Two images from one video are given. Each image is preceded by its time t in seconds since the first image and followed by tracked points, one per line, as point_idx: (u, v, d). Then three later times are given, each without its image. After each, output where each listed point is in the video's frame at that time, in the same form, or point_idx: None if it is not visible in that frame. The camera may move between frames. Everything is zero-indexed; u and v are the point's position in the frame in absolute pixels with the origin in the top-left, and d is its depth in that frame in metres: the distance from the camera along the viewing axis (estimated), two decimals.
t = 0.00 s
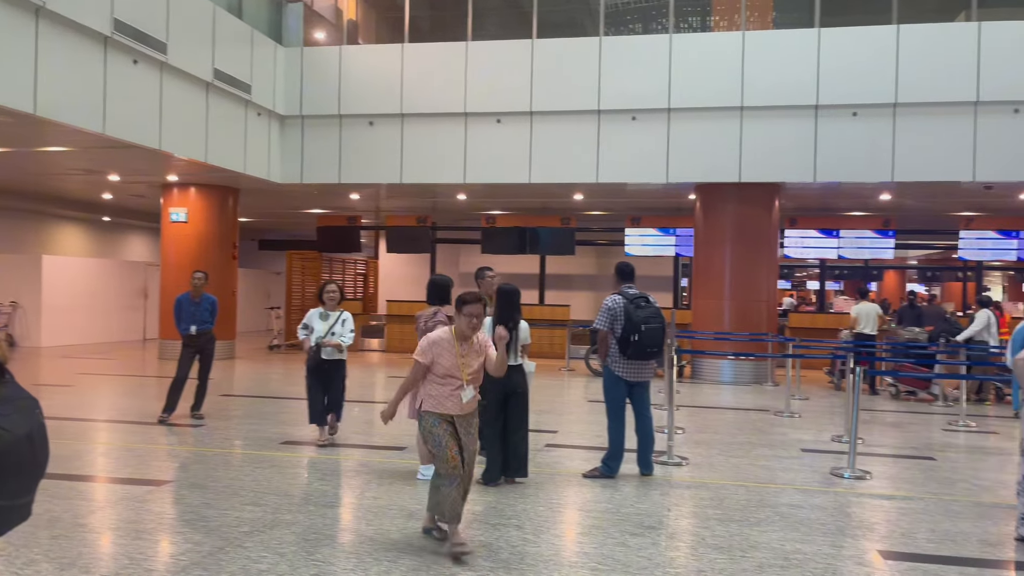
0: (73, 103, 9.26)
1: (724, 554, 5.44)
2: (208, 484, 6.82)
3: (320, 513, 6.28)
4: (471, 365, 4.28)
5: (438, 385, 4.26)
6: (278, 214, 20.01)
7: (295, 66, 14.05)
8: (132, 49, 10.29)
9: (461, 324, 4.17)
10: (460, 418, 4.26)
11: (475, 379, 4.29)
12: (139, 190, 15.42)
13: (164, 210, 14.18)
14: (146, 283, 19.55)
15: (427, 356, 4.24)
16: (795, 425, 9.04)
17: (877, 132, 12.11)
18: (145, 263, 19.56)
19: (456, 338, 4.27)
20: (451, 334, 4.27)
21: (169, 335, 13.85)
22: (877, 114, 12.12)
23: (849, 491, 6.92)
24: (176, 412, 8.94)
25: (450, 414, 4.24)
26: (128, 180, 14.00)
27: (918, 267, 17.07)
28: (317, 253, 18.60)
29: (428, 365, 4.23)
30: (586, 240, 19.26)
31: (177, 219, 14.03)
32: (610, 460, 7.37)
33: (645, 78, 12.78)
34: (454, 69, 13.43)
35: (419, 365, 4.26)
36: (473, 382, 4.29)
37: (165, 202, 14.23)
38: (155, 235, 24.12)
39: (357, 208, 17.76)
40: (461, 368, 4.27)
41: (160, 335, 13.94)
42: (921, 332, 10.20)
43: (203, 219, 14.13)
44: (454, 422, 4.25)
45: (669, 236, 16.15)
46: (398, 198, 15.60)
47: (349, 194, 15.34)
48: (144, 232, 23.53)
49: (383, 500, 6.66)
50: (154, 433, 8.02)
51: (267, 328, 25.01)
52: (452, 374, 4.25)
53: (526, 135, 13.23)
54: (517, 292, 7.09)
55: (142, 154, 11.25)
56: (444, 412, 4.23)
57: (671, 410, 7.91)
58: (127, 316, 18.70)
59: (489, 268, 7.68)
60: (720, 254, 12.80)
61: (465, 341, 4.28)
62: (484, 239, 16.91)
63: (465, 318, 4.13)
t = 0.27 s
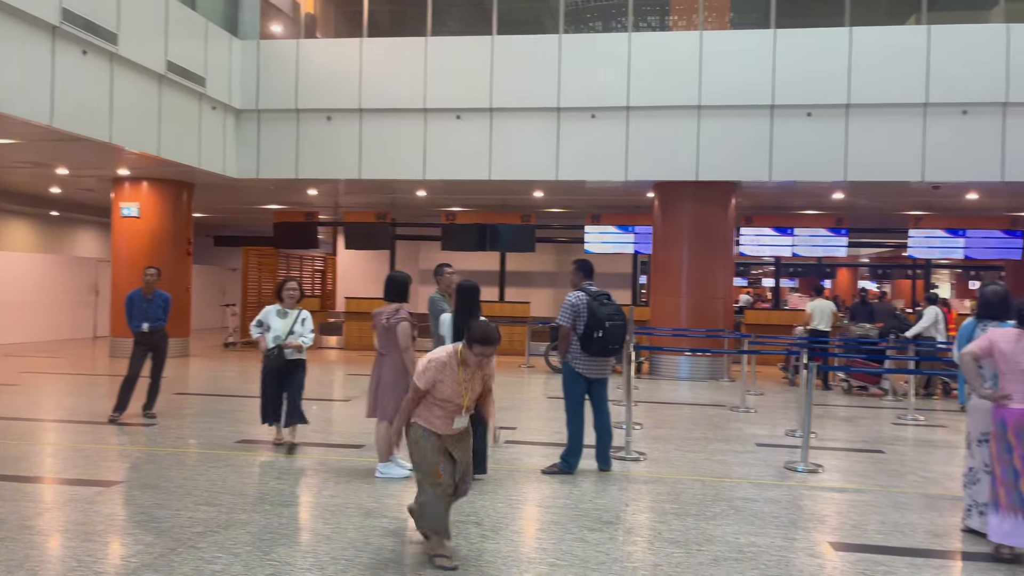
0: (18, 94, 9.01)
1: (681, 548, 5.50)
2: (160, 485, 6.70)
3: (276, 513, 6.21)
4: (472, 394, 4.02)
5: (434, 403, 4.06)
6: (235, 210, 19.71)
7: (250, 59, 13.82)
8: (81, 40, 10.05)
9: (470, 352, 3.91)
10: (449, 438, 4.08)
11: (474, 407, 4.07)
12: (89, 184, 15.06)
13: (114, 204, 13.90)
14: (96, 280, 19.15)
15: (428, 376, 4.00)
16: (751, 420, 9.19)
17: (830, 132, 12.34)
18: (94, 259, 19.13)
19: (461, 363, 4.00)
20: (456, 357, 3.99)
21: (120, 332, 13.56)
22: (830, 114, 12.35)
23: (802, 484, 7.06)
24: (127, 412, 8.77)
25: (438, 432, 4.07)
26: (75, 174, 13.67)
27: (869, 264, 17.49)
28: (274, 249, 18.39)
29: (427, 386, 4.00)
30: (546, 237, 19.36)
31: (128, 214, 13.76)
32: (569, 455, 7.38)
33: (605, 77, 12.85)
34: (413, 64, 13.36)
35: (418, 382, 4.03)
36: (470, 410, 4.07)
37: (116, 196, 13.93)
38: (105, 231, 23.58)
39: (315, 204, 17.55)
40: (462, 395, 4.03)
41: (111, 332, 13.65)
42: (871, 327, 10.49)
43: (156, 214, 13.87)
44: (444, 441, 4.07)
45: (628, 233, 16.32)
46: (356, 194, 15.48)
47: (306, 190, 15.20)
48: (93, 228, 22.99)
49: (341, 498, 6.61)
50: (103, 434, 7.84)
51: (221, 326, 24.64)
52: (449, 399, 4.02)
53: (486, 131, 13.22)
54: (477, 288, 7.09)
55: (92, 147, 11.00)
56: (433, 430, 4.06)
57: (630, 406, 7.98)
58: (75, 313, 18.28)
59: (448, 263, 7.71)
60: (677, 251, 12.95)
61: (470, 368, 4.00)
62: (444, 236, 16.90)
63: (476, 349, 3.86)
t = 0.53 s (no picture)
0: None
1: (634, 543, 5.53)
2: (106, 486, 6.53)
3: (226, 513, 6.10)
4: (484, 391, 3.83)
5: (444, 406, 3.81)
6: (186, 205, 19.33)
7: (200, 52, 13.55)
8: (21, 28, 9.77)
9: (490, 347, 3.71)
10: (459, 446, 3.82)
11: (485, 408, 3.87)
12: (32, 177, 14.61)
13: (57, 198, 13.54)
14: (38, 276, 18.63)
15: (442, 376, 3.74)
16: (704, 415, 9.32)
17: (781, 132, 12.57)
18: (36, 254, 18.58)
19: (477, 360, 3.79)
20: (472, 354, 3.77)
21: (64, 330, 13.21)
22: (781, 114, 12.57)
23: (753, 478, 7.18)
24: (70, 412, 8.54)
25: (447, 438, 3.81)
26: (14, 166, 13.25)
27: (819, 263, 17.87)
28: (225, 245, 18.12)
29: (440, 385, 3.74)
30: (502, 234, 19.39)
31: (73, 209, 13.43)
32: (524, 452, 7.39)
33: (561, 74, 12.91)
34: (369, 59, 13.25)
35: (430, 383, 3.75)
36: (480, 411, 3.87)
37: (59, 190, 13.56)
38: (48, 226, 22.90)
39: (268, 199, 17.30)
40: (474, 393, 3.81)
41: (55, 330, 13.29)
42: (820, 323, 10.74)
43: (102, 209, 13.57)
44: (450, 448, 3.81)
45: (584, 231, 16.40)
46: (309, 189, 15.29)
47: (258, 185, 14.97)
48: (36, 223, 22.30)
49: (293, 498, 6.53)
50: (45, 434, 7.62)
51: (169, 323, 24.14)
52: (462, 398, 3.78)
53: (441, 127, 13.17)
54: (433, 285, 7.05)
55: (34, 139, 10.69)
56: (442, 435, 3.80)
57: (585, 402, 8.03)
58: (16, 310, 17.75)
59: (403, 261, 7.67)
60: (632, 249, 13.06)
61: (485, 365, 3.81)
62: (399, 232, 16.81)
63: (498, 346, 3.68)
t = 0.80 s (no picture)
0: None
1: (584, 538, 5.56)
2: (43, 489, 6.33)
3: (169, 515, 5.96)
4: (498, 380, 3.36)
5: (455, 403, 3.35)
6: (130, 200, 18.85)
7: (143, 43, 13.22)
8: None
9: (490, 325, 3.25)
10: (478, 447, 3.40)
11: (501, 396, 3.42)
12: None
13: None
14: None
15: (442, 365, 3.29)
16: (653, 411, 9.45)
17: (729, 132, 12.79)
18: None
19: (481, 347, 3.33)
20: (474, 340, 3.33)
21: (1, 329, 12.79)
22: (728, 114, 12.80)
23: (701, 472, 7.29)
24: (6, 413, 8.27)
25: (468, 440, 3.35)
26: None
27: (766, 261, 18.24)
28: (169, 241, 17.76)
29: (446, 378, 3.30)
30: (454, 231, 19.35)
31: (8, 203, 13.05)
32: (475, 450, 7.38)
33: (513, 71, 12.94)
34: (319, 53, 13.10)
35: (434, 378, 3.31)
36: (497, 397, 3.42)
37: None
38: None
39: (214, 195, 16.97)
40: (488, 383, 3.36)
41: None
42: (767, 320, 10.97)
43: (40, 203, 13.20)
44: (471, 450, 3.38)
45: (536, 229, 16.42)
46: (257, 184, 15.05)
47: (204, 180, 14.67)
48: None
49: (240, 498, 6.41)
50: None
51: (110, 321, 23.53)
52: (474, 390, 3.33)
53: (392, 123, 13.09)
54: (383, 283, 7.02)
55: None
56: (462, 437, 3.34)
57: (537, 399, 8.06)
58: None
59: (351, 259, 7.61)
60: (583, 246, 13.13)
61: (491, 346, 3.35)
62: (349, 228, 16.63)
63: (495, 319, 3.23)
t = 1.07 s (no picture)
0: None
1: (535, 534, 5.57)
2: None
3: (108, 518, 5.79)
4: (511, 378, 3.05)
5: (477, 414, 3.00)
6: (70, 194, 18.30)
7: (82, 32, 12.80)
8: None
9: (489, 317, 2.99)
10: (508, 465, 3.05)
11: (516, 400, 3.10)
12: None
13: None
14: None
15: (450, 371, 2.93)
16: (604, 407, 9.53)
17: (678, 131, 12.97)
18: None
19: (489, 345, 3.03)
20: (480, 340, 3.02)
21: None
22: (676, 113, 12.97)
23: (650, 467, 7.37)
24: None
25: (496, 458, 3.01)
26: None
27: (714, 259, 18.54)
28: (109, 237, 17.32)
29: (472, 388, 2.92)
30: (405, 228, 19.23)
31: None
32: (426, 447, 7.33)
33: (464, 68, 12.91)
34: (267, 46, 12.89)
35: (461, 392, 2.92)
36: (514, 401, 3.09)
37: None
38: None
39: (158, 189, 16.55)
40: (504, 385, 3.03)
41: None
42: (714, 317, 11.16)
43: None
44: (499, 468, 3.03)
45: (487, 226, 16.42)
46: (202, 179, 14.73)
47: (146, 174, 14.31)
48: None
49: (183, 500, 6.26)
50: None
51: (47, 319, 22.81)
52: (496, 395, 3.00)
53: (342, 118, 12.95)
54: (330, 279, 6.96)
55: None
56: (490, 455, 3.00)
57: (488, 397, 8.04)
58: None
59: (298, 256, 7.53)
60: (534, 242, 13.17)
61: (495, 344, 3.06)
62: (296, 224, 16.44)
63: (493, 309, 2.98)
